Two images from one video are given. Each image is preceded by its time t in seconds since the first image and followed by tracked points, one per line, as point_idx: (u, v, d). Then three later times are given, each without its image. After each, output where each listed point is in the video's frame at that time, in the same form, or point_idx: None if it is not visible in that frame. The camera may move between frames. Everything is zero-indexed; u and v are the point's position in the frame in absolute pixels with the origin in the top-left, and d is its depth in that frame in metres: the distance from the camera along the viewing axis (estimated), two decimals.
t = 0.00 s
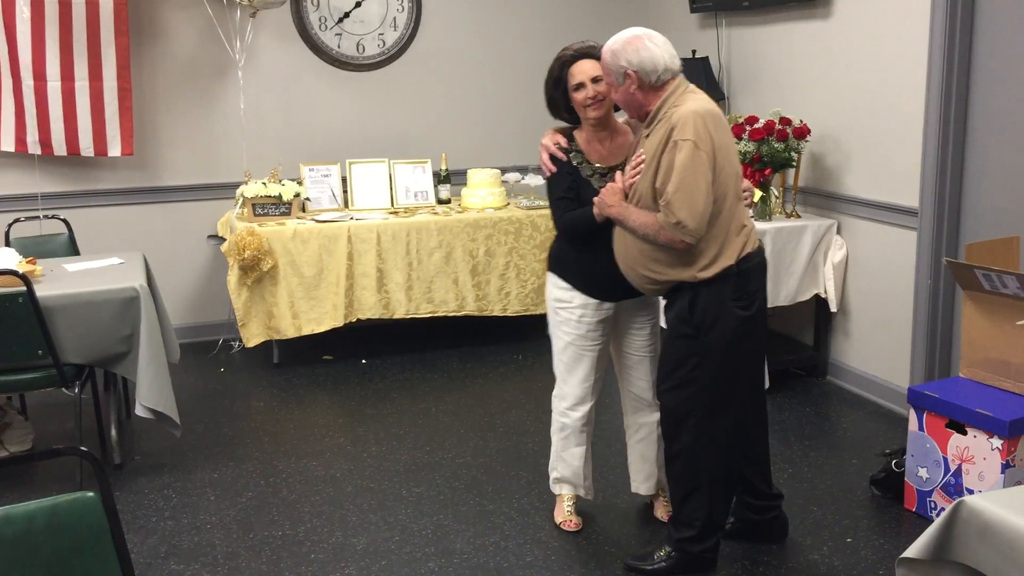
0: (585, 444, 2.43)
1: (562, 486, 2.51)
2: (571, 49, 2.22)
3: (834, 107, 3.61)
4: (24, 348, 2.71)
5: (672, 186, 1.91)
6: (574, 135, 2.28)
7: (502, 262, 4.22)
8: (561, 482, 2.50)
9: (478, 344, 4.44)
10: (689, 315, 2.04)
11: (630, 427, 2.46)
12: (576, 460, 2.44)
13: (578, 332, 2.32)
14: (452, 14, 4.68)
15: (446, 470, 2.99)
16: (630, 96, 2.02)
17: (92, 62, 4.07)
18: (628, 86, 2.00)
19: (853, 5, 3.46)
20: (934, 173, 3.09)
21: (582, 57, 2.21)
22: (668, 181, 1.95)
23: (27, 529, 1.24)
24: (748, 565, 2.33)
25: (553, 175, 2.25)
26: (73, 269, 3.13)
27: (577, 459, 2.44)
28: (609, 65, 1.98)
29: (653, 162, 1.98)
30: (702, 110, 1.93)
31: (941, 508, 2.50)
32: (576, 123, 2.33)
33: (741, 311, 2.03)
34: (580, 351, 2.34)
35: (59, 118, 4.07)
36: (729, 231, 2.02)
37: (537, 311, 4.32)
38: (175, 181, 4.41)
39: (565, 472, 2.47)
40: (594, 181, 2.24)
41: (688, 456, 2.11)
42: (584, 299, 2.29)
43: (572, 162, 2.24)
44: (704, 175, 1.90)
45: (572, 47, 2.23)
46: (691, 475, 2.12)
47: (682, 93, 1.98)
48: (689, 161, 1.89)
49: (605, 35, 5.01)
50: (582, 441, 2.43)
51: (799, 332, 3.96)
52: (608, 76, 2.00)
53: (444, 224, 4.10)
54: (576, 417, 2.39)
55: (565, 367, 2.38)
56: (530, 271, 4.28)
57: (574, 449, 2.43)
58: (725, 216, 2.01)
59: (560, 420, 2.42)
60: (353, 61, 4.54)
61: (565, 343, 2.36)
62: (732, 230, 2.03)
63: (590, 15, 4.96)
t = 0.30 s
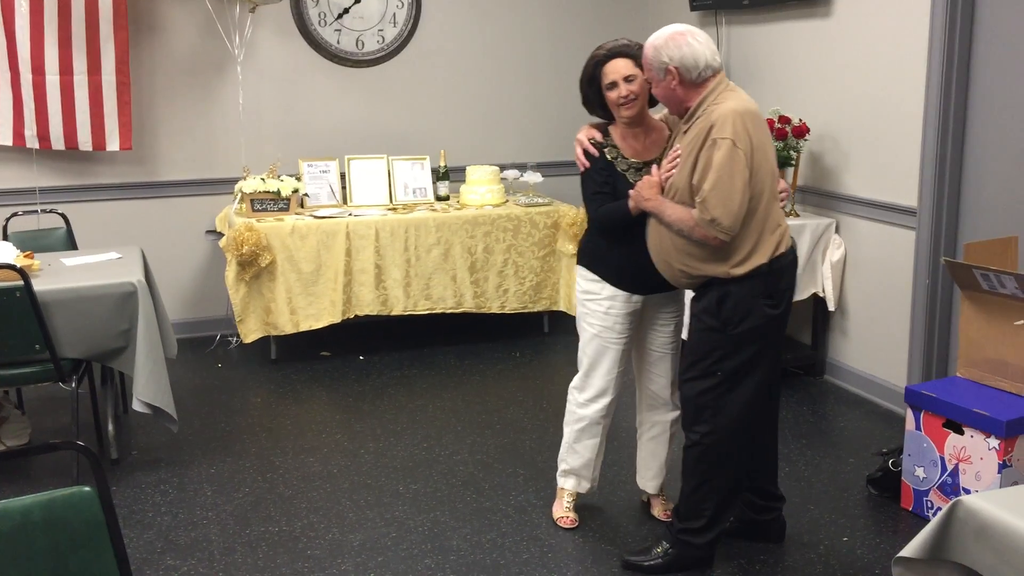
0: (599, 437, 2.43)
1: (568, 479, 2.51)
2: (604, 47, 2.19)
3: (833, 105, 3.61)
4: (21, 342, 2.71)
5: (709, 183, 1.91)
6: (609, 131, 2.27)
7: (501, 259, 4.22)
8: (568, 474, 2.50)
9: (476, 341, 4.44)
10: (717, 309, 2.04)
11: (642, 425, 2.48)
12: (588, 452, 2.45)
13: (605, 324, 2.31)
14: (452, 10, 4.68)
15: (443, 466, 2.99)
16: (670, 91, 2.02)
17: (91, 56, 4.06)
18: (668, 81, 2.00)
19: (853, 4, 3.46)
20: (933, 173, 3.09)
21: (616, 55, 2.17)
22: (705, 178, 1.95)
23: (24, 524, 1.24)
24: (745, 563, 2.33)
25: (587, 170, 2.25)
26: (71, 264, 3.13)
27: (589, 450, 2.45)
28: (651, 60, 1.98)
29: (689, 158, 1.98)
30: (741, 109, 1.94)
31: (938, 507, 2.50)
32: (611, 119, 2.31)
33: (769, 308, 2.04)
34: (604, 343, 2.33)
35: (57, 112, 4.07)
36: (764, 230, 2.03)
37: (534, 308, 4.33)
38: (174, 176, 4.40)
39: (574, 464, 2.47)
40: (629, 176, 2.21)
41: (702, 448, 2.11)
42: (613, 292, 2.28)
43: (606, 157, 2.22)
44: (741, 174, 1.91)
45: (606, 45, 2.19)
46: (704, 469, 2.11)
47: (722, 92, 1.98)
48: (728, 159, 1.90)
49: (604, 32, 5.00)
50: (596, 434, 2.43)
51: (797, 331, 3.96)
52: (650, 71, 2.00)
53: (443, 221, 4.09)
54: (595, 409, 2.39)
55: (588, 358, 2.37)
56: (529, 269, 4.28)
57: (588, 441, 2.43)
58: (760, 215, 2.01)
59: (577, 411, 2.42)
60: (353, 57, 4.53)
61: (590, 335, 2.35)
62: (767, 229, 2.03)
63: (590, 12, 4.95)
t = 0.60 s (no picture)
0: (617, 435, 2.42)
1: (590, 477, 2.50)
2: (634, 43, 2.18)
3: (834, 103, 3.60)
4: (21, 339, 2.71)
5: (746, 176, 1.91)
6: (633, 124, 2.26)
7: (501, 257, 4.22)
8: (590, 473, 2.49)
9: (476, 339, 4.44)
10: (749, 303, 2.04)
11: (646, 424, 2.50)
12: (608, 450, 2.43)
13: (617, 319, 2.30)
14: (453, 7, 4.67)
15: (442, 463, 2.98)
16: (700, 89, 2.01)
17: (91, 52, 4.05)
18: (700, 78, 1.99)
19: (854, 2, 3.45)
20: (933, 172, 3.09)
21: (646, 51, 2.17)
22: (740, 173, 1.95)
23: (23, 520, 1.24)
24: (745, 561, 2.33)
25: (612, 162, 2.24)
26: (71, 260, 3.12)
27: (609, 448, 2.43)
28: (685, 56, 1.95)
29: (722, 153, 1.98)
30: (774, 104, 1.95)
31: (937, 505, 2.50)
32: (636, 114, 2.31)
33: (801, 304, 2.05)
34: (616, 339, 2.32)
35: (57, 108, 4.06)
36: (795, 224, 2.03)
37: (533, 306, 4.33)
38: (173, 173, 4.40)
39: (595, 463, 2.45)
40: (654, 172, 2.21)
41: (724, 442, 2.10)
42: (624, 286, 2.28)
43: (632, 151, 2.21)
44: (777, 166, 1.91)
45: (635, 41, 2.19)
46: (725, 463, 2.11)
47: (751, 87, 1.99)
48: (765, 153, 1.90)
49: (605, 30, 4.99)
50: (615, 432, 2.41)
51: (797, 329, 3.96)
52: (683, 68, 1.98)
53: (443, 218, 4.09)
54: (610, 406, 2.37)
55: (602, 355, 2.36)
56: (529, 267, 4.28)
57: (606, 438, 2.42)
58: (792, 209, 2.02)
59: (593, 409, 2.40)
60: (353, 54, 4.53)
61: (603, 331, 2.34)
62: (798, 223, 2.04)
63: (591, 10, 4.94)
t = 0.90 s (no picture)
0: (609, 441, 2.36)
1: (577, 485, 2.44)
2: (634, 43, 2.16)
3: (833, 102, 3.60)
4: (21, 340, 2.71)
5: (769, 164, 1.90)
6: (632, 125, 2.25)
7: (500, 257, 4.22)
8: (577, 480, 2.42)
9: (476, 339, 4.44)
10: (770, 300, 2.03)
11: (647, 425, 2.50)
12: (598, 455, 2.37)
13: (617, 321, 2.28)
14: (452, 7, 4.67)
15: (442, 463, 2.99)
16: (737, 76, 1.97)
17: (90, 54, 4.06)
18: (740, 63, 1.97)
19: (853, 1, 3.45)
20: (932, 171, 3.09)
21: (647, 51, 2.15)
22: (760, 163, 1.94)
23: (25, 521, 1.24)
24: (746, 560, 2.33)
25: (610, 163, 2.23)
26: (70, 261, 3.12)
27: (599, 454, 2.37)
28: (725, 39, 1.93)
29: (739, 143, 1.96)
30: (791, 94, 1.96)
31: (937, 504, 2.51)
32: (634, 113, 2.30)
33: (816, 299, 2.06)
34: (616, 341, 2.29)
35: (57, 109, 4.06)
36: (810, 216, 2.04)
37: (533, 306, 4.33)
38: (173, 173, 4.39)
39: (584, 469, 2.39)
40: (652, 171, 2.21)
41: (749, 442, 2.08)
42: (626, 287, 2.26)
43: (630, 152, 2.20)
44: (798, 155, 1.92)
45: (635, 41, 2.16)
46: (761, 465, 2.08)
47: (767, 79, 2.00)
48: (786, 141, 1.90)
49: (604, 29, 5.00)
50: (607, 436, 2.36)
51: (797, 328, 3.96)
52: (722, 52, 1.94)
53: (443, 218, 4.09)
54: (605, 410, 2.33)
55: (599, 357, 2.32)
56: (529, 266, 4.28)
57: (597, 444, 2.36)
58: (807, 201, 2.02)
59: (586, 412, 2.35)
60: (352, 54, 4.53)
61: (602, 333, 2.31)
62: (812, 216, 2.04)
63: (590, 10, 4.94)
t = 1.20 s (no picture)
0: (597, 451, 2.35)
1: (563, 495, 2.41)
2: (611, 47, 2.16)
3: (833, 103, 3.61)
4: (22, 343, 2.71)
5: (794, 168, 1.87)
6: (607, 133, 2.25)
7: (500, 258, 4.23)
8: (564, 489, 2.40)
9: (476, 341, 4.44)
10: (785, 308, 2.01)
11: (646, 429, 2.49)
12: (586, 465, 2.35)
13: (607, 330, 2.26)
14: (451, 9, 4.67)
15: (442, 465, 2.99)
16: (741, 76, 1.95)
17: (90, 57, 4.06)
18: (745, 63, 1.95)
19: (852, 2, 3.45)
20: (932, 172, 3.09)
21: (622, 55, 2.15)
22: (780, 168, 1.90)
23: (27, 525, 1.24)
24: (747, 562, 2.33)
25: (580, 172, 2.25)
26: (71, 264, 3.12)
27: (586, 464, 2.36)
28: (734, 37, 1.91)
29: (751, 150, 1.92)
30: (795, 93, 1.94)
31: (938, 505, 2.51)
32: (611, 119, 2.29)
33: (825, 303, 2.07)
34: (607, 351, 2.27)
35: (57, 112, 4.06)
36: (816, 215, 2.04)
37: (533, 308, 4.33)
38: (173, 176, 4.40)
39: (571, 478, 2.38)
40: (624, 176, 2.19)
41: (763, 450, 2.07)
42: (617, 297, 2.24)
43: (602, 159, 2.21)
44: (815, 156, 1.91)
45: (612, 45, 2.17)
46: (788, 477, 2.06)
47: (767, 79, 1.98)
48: (802, 143, 1.88)
49: (604, 31, 5.00)
50: (595, 445, 2.34)
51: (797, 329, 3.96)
52: (731, 50, 1.92)
53: (443, 220, 4.10)
54: (593, 420, 2.31)
55: (588, 367, 2.30)
56: (528, 268, 4.28)
57: (585, 453, 2.35)
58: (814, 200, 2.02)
59: (574, 422, 2.33)
60: (351, 56, 4.53)
61: (591, 342, 2.29)
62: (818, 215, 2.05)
63: (589, 12, 4.95)
